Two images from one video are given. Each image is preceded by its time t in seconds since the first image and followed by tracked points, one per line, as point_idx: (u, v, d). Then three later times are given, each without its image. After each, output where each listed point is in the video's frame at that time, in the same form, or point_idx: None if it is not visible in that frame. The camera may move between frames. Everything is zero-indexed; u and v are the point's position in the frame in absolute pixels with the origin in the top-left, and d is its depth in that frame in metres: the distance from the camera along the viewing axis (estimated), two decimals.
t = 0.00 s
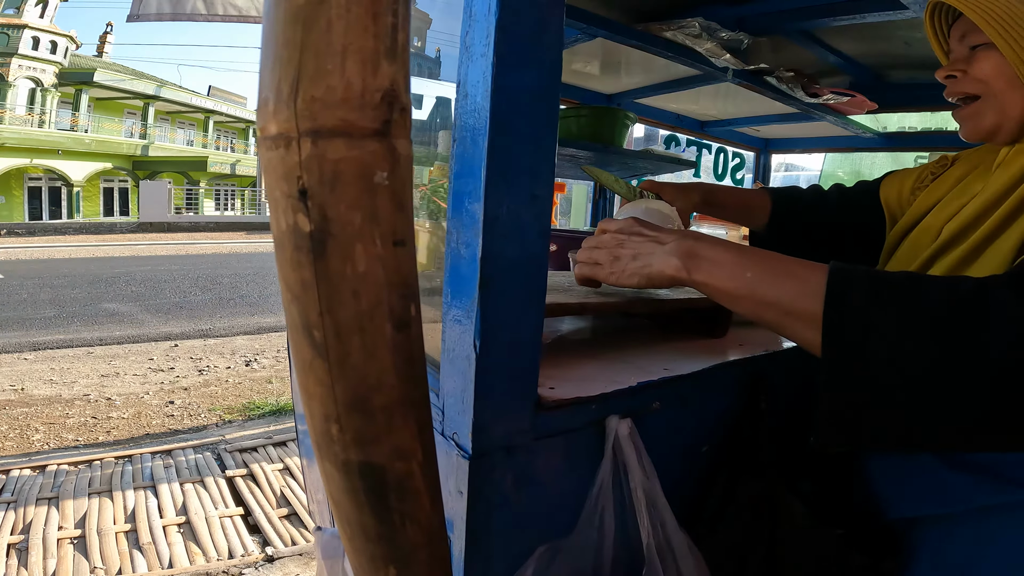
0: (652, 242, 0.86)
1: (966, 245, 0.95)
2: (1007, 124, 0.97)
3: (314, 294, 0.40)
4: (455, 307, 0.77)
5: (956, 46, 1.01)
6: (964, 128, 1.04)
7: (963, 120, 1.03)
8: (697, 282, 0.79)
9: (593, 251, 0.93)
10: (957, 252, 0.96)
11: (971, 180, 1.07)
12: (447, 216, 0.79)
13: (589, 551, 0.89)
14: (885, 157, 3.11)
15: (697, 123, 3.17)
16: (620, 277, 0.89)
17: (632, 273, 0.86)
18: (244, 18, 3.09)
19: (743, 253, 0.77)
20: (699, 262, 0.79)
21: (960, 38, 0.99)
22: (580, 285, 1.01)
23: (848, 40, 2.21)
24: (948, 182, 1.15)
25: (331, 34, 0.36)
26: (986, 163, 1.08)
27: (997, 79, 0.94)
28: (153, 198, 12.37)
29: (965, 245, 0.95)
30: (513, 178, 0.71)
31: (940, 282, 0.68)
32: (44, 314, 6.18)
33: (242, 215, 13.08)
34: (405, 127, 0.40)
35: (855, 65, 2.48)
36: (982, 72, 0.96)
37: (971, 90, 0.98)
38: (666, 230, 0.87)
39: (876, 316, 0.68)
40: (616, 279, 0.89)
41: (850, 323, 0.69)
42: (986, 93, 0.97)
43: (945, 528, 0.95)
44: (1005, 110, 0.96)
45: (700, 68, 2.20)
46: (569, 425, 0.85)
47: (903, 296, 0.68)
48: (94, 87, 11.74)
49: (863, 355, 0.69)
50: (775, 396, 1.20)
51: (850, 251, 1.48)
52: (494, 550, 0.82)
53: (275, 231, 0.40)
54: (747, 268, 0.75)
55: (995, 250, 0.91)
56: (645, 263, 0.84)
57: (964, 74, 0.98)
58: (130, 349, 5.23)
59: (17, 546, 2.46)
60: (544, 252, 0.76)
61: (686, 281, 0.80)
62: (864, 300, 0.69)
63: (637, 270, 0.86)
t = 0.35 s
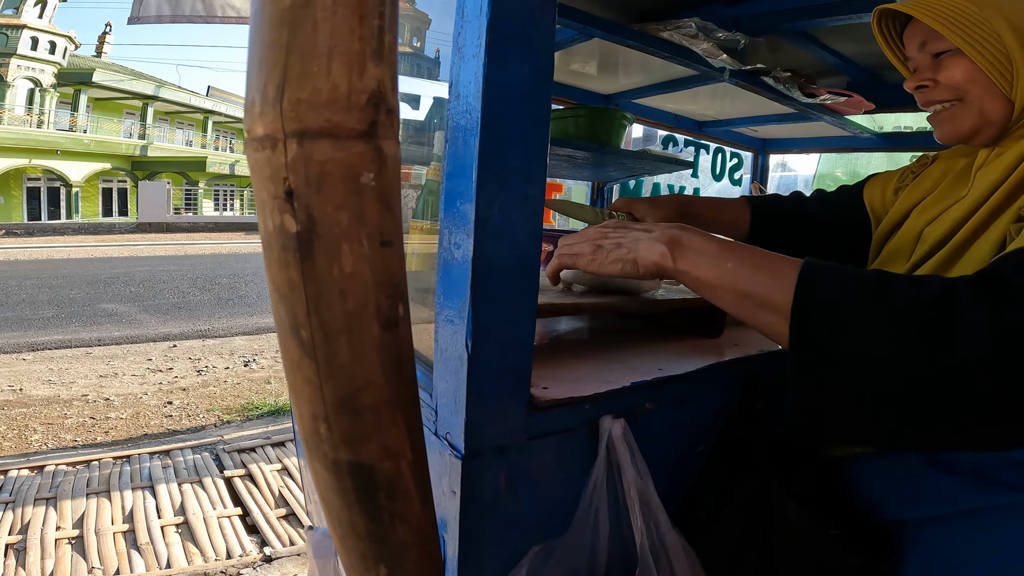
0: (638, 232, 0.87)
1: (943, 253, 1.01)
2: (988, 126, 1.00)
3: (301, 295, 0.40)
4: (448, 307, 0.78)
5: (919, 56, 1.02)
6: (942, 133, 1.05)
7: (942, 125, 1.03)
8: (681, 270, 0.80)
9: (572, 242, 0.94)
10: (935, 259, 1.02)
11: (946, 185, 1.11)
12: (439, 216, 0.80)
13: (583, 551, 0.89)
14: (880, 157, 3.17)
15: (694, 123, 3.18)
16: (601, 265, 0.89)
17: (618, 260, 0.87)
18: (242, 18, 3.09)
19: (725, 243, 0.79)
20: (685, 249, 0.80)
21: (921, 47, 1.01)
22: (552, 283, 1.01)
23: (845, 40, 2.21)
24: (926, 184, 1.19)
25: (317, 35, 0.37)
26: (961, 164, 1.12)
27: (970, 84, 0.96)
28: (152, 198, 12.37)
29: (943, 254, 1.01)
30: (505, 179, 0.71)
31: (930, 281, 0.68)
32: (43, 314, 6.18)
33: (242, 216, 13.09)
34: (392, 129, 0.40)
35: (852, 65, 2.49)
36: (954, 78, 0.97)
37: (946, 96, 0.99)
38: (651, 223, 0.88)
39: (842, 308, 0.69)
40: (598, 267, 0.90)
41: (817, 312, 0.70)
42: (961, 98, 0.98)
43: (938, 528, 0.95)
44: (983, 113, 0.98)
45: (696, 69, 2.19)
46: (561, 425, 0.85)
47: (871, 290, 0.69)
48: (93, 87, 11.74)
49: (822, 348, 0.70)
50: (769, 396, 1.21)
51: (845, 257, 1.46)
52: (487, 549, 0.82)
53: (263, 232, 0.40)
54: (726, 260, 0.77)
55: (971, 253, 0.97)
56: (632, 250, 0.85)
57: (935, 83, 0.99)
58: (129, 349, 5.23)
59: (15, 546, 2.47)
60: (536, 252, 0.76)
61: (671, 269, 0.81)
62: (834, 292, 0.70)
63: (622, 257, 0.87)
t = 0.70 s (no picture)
0: (712, 259, 0.89)
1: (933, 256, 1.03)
2: (980, 129, 1.01)
3: (305, 295, 0.40)
4: (449, 307, 0.78)
5: (907, 60, 1.04)
6: (934, 138, 1.07)
7: (933, 128, 1.05)
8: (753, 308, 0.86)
9: (635, 258, 0.94)
10: (925, 262, 1.04)
11: (947, 190, 1.15)
12: (441, 216, 0.80)
13: (584, 551, 0.89)
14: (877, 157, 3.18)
15: (693, 123, 3.18)
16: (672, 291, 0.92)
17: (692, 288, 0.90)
18: (239, 17, 3.09)
19: (797, 279, 0.83)
20: (762, 288, 0.84)
21: (909, 50, 1.02)
22: (598, 281, 1.01)
23: (843, 40, 2.22)
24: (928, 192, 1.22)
25: (322, 35, 0.37)
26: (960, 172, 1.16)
27: (959, 87, 0.98)
28: (150, 198, 12.35)
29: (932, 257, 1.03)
30: (507, 179, 0.71)
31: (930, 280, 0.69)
32: (40, 314, 6.17)
33: (239, 216, 13.07)
34: (396, 129, 0.40)
35: (850, 65, 2.49)
36: (944, 82, 0.98)
37: (935, 100, 1.00)
38: (721, 245, 0.90)
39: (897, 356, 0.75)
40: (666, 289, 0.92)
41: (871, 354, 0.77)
42: (951, 102, 1.00)
43: (937, 526, 0.95)
44: (973, 116, 1.00)
45: (695, 69, 2.18)
46: (562, 425, 0.85)
47: (917, 335, 0.75)
48: (90, 87, 11.71)
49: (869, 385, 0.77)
50: (768, 396, 1.21)
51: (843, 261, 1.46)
52: (488, 549, 0.83)
53: (268, 231, 0.40)
54: (799, 305, 0.81)
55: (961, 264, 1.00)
56: (708, 283, 0.89)
57: (924, 86, 1.00)
58: (126, 350, 5.22)
59: (14, 546, 2.46)
60: (536, 252, 0.76)
61: (744, 305, 0.86)
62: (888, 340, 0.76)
63: (696, 285, 0.90)
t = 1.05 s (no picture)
0: (732, 258, 0.90)
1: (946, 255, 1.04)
2: (986, 129, 1.03)
3: (288, 298, 0.40)
4: (440, 308, 0.78)
5: (913, 65, 1.07)
6: (941, 139, 1.09)
7: (941, 129, 1.07)
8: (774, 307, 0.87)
9: (656, 256, 0.93)
10: (937, 263, 1.05)
11: (956, 189, 1.15)
12: (431, 217, 0.80)
13: (577, 552, 0.89)
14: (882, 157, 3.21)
15: (689, 123, 3.19)
16: (692, 289, 0.92)
17: (713, 288, 0.90)
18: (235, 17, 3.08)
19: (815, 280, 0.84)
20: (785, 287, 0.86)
21: (913, 55, 1.06)
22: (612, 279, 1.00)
23: (839, 40, 2.23)
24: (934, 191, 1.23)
25: (304, 37, 0.37)
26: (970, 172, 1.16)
27: (965, 88, 1.00)
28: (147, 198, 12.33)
29: (946, 255, 1.04)
30: (498, 179, 0.71)
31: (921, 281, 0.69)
32: (36, 315, 6.17)
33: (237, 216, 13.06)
34: (380, 130, 0.40)
35: (846, 64, 2.50)
36: (949, 84, 1.01)
37: (942, 102, 1.04)
38: (741, 246, 0.91)
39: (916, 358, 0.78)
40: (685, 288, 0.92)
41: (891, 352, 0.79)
42: (957, 103, 1.03)
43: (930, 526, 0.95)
44: (980, 115, 1.02)
45: (691, 69, 2.19)
46: (554, 426, 0.85)
47: (933, 344, 0.77)
48: (86, 87, 11.69)
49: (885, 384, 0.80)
50: (761, 395, 1.21)
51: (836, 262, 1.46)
52: (480, 551, 0.83)
53: (250, 234, 0.40)
54: (820, 304, 0.82)
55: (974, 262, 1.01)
56: (729, 279, 0.89)
57: (931, 89, 1.04)
58: (123, 350, 5.22)
59: (10, 547, 2.46)
60: (527, 253, 0.76)
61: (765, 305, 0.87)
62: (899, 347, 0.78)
63: (716, 284, 0.90)
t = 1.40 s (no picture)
0: (712, 262, 0.90)
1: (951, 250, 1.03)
2: (996, 129, 1.02)
3: (245, 305, 0.39)
4: (419, 311, 0.77)
5: (921, 67, 1.07)
6: (951, 141, 1.09)
7: (950, 130, 1.06)
8: (755, 308, 0.87)
9: (636, 262, 0.92)
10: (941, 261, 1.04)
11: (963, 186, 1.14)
12: (410, 220, 0.79)
13: (563, 558, 0.88)
14: (885, 157, 3.07)
15: (684, 123, 3.19)
16: (672, 294, 0.92)
17: (693, 293, 0.90)
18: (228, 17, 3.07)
19: (799, 281, 0.84)
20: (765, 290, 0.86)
21: (922, 58, 1.06)
22: (593, 286, 0.99)
23: (832, 38, 2.22)
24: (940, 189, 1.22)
25: (256, 38, 0.36)
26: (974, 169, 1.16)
27: (973, 89, 1.00)
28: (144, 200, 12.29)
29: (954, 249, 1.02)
30: (476, 181, 0.71)
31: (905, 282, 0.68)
32: (30, 316, 6.14)
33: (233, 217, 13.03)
34: (339, 132, 0.39)
35: (840, 62, 2.49)
36: (957, 84, 1.01)
37: (949, 104, 1.03)
38: (719, 249, 0.92)
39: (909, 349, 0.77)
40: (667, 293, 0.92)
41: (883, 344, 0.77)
42: (964, 104, 1.02)
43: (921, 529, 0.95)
44: (988, 115, 1.01)
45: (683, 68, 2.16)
46: (538, 431, 0.84)
47: (921, 345, 0.76)
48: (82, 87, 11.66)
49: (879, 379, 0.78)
50: (751, 398, 1.20)
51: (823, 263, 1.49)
52: (463, 556, 0.81)
53: (205, 240, 0.39)
54: (805, 303, 0.82)
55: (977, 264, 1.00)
56: (708, 284, 0.90)
57: (939, 90, 1.03)
58: (118, 351, 5.20)
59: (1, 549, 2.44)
60: (507, 256, 0.75)
61: (746, 307, 0.87)
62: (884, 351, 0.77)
63: (696, 289, 0.91)
